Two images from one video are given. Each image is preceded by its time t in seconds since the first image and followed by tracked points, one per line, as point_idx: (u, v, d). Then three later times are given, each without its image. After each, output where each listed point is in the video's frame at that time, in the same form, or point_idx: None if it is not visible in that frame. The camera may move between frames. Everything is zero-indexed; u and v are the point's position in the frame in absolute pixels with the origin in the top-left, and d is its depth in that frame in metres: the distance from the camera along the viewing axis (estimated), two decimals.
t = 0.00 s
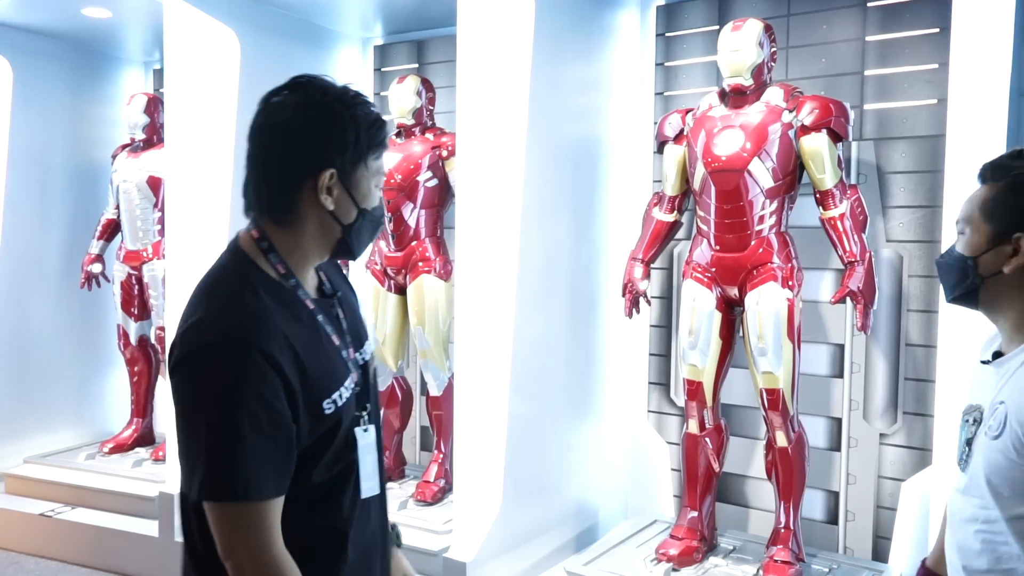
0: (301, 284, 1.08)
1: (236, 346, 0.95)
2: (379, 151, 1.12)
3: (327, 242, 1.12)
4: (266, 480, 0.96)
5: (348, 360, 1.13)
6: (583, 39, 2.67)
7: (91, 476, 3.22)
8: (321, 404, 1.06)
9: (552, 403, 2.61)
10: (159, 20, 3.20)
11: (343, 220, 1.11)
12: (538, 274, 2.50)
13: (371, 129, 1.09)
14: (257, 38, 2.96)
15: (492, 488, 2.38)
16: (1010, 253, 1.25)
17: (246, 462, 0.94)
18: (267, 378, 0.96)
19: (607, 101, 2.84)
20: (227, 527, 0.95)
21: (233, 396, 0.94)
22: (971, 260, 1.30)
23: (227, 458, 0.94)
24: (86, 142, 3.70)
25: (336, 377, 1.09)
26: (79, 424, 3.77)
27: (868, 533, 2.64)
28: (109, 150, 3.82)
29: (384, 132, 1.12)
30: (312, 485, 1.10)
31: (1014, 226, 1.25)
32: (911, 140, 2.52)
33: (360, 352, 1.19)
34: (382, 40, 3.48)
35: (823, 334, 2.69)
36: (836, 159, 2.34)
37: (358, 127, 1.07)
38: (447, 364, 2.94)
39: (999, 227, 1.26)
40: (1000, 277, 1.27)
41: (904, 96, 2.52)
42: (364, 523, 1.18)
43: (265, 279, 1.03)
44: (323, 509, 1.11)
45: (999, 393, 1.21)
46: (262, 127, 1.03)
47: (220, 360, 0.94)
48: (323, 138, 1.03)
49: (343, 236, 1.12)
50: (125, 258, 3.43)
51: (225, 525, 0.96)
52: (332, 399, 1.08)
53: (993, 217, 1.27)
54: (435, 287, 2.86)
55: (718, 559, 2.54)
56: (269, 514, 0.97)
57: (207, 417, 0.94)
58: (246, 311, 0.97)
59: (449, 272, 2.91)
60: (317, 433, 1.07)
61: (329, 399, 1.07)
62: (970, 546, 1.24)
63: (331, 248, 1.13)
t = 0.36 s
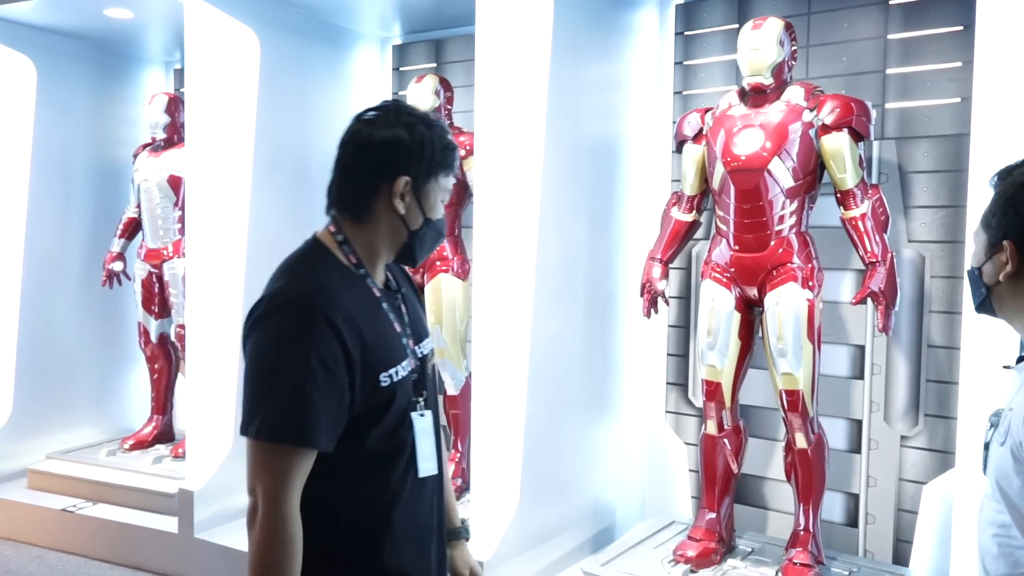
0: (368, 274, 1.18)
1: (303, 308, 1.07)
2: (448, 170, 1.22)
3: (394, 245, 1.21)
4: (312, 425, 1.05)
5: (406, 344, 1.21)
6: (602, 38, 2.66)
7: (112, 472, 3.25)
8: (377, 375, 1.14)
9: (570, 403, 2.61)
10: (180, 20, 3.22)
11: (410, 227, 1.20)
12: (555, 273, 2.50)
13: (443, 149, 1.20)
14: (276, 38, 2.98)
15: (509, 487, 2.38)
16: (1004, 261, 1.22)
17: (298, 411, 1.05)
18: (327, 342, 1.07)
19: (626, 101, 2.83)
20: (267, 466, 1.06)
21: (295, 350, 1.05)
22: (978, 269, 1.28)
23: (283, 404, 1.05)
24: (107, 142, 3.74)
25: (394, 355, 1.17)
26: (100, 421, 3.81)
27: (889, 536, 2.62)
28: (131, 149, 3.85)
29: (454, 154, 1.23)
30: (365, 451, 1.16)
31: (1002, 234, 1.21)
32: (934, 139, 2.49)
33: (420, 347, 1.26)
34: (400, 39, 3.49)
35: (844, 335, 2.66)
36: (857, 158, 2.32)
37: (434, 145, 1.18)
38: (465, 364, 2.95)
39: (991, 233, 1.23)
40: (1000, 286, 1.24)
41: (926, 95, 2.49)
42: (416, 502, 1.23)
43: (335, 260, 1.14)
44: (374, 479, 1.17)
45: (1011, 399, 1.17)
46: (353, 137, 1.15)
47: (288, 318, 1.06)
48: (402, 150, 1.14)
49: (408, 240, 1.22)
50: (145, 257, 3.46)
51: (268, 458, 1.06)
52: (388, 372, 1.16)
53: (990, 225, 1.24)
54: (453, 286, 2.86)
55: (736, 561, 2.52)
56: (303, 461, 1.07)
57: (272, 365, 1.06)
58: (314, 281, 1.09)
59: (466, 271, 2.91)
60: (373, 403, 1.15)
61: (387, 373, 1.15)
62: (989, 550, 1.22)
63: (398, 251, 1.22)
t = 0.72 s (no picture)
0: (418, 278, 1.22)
1: (348, 296, 1.10)
2: (495, 180, 1.22)
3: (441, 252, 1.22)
4: (345, 404, 1.07)
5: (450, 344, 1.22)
6: (620, 42, 2.66)
7: (132, 474, 3.27)
8: (415, 367, 1.15)
9: (588, 407, 2.60)
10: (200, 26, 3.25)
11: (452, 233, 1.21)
12: (573, 277, 2.49)
13: (489, 159, 1.21)
14: (294, 43, 2.99)
15: (527, 492, 2.37)
16: None
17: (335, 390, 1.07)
18: (369, 328, 1.10)
19: (644, 104, 2.82)
20: (305, 442, 1.09)
21: (338, 333, 1.08)
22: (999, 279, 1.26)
23: (323, 384, 1.08)
24: (129, 146, 3.78)
25: (436, 350, 1.18)
26: (121, 423, 3.84)
27: (911, 543, 2.59)
28: (152, 154, 3.89)
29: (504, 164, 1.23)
30: (399, 440, 1.17)
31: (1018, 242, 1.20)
32: (956, 142, 2.46)
33: (467, 353, 1.27)
34: (418, 43, 3.50)
35: (865, 339, 2.64)
36: (878, 161, 2.30)
37: (461, 146, 1.19)
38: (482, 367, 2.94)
39: (1007, 242, 1.22)
40: None
41: (948, 97, 2.47)
42: (451, 499, 1.23)
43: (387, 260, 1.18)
44: (409, 470, 1.18)
45: None
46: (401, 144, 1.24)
47: (335, 303, 1.10)
48: (440, 157, 1.19)
49: (438, 240, 1.22)
50: (165, 260, 3.49)
51: (307, 432, 1.09)
52: (427, 365, 1.17)
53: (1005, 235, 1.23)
54: (471, 289, 2.86)
55: (755, 567, 2.50)
56: (341, 441, 1.09)
57: (315, 346, 1.09)
58: (362, 273, 1.13)
59: (483, 275, 2.91)
60: (411, 395, 1.16)
61: (427, 366, 1.16)
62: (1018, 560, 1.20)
63: (446, 260, 1.23)
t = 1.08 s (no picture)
0: (432, 279, 1.21)
1: (347, 295, 1.12)
2: (464, 158, 1.19)
3: (438, 246, 1.20)
4: (321, 399, 1.09)
5: (461, 349, 1.20)
6: (633, 42, 2.65)
7: (147, 473, 3.30)
8: (408, 370, 1.14)
9: (600, 408, 2.60)
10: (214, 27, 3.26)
11: (432, 221, 1.18)
12: (587, 278, 2.49)
13: (452, 137, 1.19)
14: (308, 44, 3.00)
15: (540, 492, 2.37)
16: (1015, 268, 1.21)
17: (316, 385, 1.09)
18: (361, 328, 1.11)
19: (658, 104, 2.81)
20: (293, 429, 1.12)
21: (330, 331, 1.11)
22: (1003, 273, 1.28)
23: (309, 375, 1.10)
24: (143, 148, 3.80)
25: (438, 354, 1.16)
26: (135, 422, 3.87)
27: (926, 545, 2.57)
28: (166, 155, 3.91)
29: (483, 142, 1.19)
30: (393, 441, 1.16)
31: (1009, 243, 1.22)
32: (973, 141, 2.45)
33: (487, 362, 1.24)
34: (431, 44, 3.50)
35: (880, 340, 2.62)
36: (894, 160, 2.28)
37: (426, 134, 1.20)
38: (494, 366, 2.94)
39: None
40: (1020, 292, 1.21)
41: (965, 96, 2.45)
42: (447, 509, 1.20)
43: (402, 259, 1.20)
44: (399, 475, 1.16)
45: None
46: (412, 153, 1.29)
47: (332, 299, 1.13)
48: (412, 154, 1.22)
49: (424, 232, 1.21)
50: (180, 260, 3.50)
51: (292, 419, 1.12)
52: (420, 369, 1.15)
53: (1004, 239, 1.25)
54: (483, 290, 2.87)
55: (769, 569, 2.49)
56: (323, 435, 1.12)
57: (310, 340, 1.12)
58: (367, 274, 1.15)
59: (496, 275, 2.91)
60: (405, 397, 1.15)
61: (421, 370, 1.15)
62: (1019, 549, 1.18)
63: (449, 254, 1.20)
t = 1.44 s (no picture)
0: (406, 270, 1.14)
1: (308, 292, 1.11)
2: (426, 134, 1.12)
3: (409, 232, 1.13)
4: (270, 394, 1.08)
5: (433, 340, 1.10)
6: (641, 37, 2.64)
7: (155, 468, 3.30)
8: (365, 363, 1.08)
9: (607, 405, 2.59)
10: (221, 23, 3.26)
11: (397, 204, 1.12)
12: (594, 274, 2.48)
13: (412, 114, 1.12)
14: (315, 39, 3.00)
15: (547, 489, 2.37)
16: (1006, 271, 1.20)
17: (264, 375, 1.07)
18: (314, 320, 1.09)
19: (665, 100, 2.80)
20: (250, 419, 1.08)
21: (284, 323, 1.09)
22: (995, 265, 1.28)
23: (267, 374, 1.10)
24: (150, 143, 3.81)
25: (401, 346, 1.09)
26: (142, 416, 3.88)
27: (934, 544, 2.56)
28: (173, 151, 3.92)
29: (445, 115, 1.12)
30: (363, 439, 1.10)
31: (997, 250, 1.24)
32: (983, 137, 2.43)
33: (471, 352, 1.12)
34: (438, 39, 3.50)
35: (888, 337, 2.61)
36: (904, 157, 2.27)
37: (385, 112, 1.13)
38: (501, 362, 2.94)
39: None
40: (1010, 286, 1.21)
41: (976, 92, 2.44)
42: (429, 514, 1.10)
43: (379, 252, 1.16)
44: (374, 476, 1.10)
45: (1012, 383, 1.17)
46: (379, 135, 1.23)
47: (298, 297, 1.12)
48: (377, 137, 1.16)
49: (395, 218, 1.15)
50: (187, 256, 3.51)
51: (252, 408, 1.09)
52: (378, 362, 1.08)
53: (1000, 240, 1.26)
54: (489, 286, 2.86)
55: (776, 567, 2.48)
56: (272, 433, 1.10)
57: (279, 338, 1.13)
58: (335, 271, 1.13)
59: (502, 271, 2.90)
60: (366, 393, 1.08)
61: (379, 361, 1.08)
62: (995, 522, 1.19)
63: (422, 239, 1.13)
